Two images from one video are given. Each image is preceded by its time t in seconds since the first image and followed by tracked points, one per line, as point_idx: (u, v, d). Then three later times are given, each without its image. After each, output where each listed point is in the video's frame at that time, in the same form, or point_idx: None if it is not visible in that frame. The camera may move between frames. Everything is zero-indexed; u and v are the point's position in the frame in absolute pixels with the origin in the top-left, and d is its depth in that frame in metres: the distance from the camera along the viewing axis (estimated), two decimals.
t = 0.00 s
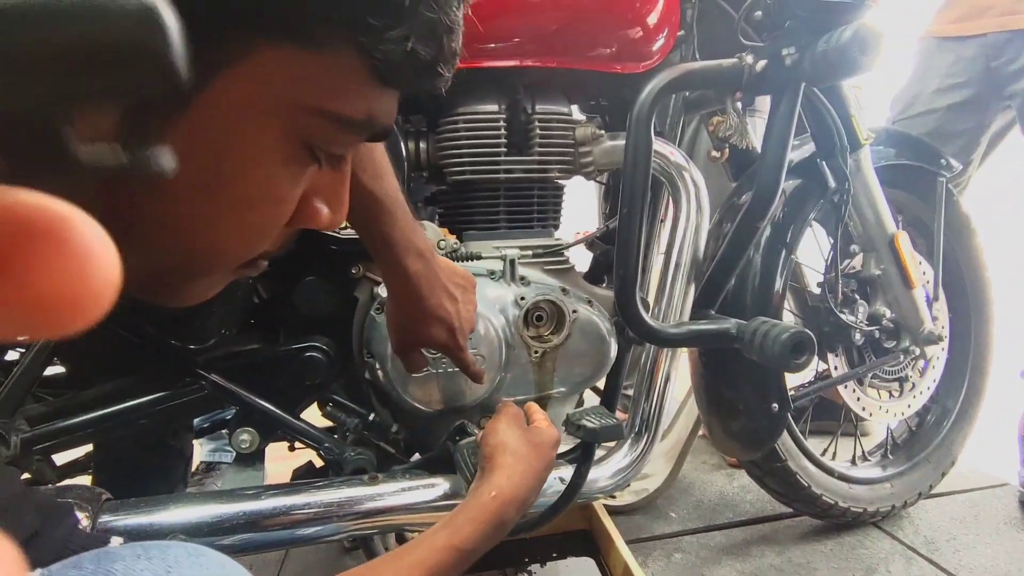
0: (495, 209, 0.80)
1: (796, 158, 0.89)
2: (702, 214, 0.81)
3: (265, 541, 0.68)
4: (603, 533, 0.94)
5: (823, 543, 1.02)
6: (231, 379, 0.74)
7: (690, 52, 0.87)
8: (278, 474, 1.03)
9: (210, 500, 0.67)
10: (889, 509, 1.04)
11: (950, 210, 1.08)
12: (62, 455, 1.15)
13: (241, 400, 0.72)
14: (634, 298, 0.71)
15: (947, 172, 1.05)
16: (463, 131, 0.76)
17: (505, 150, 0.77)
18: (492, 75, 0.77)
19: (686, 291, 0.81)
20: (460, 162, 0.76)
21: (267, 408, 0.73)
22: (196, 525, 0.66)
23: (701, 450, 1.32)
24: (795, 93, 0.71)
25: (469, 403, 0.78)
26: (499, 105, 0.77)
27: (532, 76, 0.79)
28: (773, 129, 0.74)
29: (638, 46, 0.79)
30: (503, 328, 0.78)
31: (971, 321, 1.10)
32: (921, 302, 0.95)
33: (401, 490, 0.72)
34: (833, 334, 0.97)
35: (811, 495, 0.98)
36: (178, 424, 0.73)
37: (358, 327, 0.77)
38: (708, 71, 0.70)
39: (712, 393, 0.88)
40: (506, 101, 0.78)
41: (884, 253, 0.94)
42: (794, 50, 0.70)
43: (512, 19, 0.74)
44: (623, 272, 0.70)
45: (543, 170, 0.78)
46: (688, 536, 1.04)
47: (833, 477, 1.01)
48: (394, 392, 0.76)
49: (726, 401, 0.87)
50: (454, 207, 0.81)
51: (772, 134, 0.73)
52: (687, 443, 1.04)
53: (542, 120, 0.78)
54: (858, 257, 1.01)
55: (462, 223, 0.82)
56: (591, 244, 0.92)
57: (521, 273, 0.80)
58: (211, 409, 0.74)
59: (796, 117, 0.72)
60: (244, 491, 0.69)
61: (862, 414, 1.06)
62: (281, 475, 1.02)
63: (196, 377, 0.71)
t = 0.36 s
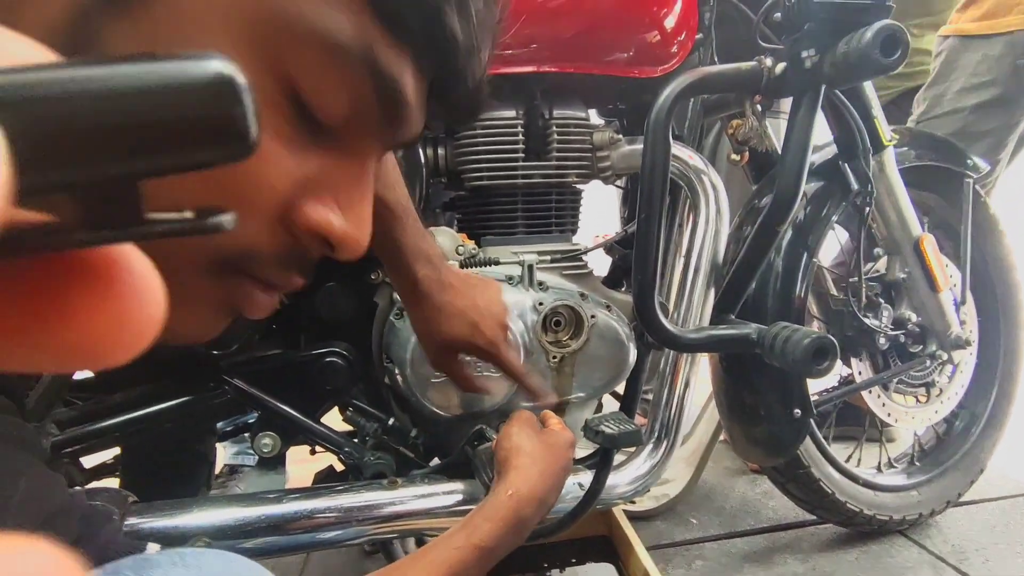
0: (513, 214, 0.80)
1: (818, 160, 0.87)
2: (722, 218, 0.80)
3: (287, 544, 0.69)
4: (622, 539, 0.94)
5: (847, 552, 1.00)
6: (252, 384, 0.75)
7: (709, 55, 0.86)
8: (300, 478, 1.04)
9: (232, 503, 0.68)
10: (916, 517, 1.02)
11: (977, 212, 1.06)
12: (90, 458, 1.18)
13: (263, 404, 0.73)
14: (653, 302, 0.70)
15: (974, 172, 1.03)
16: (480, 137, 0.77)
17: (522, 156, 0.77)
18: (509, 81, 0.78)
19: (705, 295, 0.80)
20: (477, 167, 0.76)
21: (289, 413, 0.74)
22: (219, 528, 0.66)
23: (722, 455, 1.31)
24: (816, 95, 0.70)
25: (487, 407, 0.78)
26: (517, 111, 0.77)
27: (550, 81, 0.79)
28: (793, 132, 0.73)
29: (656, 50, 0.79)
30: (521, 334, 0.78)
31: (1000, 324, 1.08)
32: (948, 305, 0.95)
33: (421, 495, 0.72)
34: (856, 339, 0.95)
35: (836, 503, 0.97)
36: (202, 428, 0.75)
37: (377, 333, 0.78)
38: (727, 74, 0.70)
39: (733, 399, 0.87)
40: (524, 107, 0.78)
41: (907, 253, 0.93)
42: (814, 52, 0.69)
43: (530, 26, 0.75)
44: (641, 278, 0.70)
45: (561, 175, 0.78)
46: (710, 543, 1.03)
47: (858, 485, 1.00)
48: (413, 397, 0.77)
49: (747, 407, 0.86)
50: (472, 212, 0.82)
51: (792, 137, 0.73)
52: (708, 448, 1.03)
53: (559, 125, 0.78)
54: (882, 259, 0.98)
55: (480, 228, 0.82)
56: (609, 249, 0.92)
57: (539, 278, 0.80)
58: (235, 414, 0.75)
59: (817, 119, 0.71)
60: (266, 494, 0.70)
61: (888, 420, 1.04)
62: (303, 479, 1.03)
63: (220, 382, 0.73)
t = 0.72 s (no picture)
0: (544, 222, 0.82)
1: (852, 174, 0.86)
2: (752, 232, 0.81)
3: (317, 537, 0.72)
4: (642, 545, 0.95)
5: (871, 569, 1.00)
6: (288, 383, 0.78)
7: (744, 68, 0.86)
8: (329, 472, 1.07)
9: (269, 495, 0.71)
10: (944, 537, 1.01)
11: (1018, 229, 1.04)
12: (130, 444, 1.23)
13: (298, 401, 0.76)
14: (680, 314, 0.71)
15: (1015, 189, 1.00)
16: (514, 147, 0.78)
17: (555, 167, 0.79)
18: (544, 92, 0.79)
19: (733, 307, 0.81)
20: (511, 176, 0.78)
21: (322, 410, 0.76)
22: (256, 518, 0.70)
23: (747, 465, 1.31)
24: (852, 112, 0.71)
25: (513, 412, 0.80)
26: (551, 122, 0.79)
27: (584, 93, 0.80)
28: (828, 149, 0.73)
29: (691, 63, 0.79)
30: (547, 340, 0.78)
31: None
32: (984, 324, 0.93)
33: (447, 495, 0.74)
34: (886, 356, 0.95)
35: (861, 519, 0.96)
36: (239, 422, 0.78)
37: (409, 335, 0.80)
38: (759, 91, 0.70)
39: (758, 412, 0.88)
40: (558, 118, 0.80)
41: (944, 272, 0.92)
42: (851, 70, 0.69)
43: (567, 40, 0.75)
44: (669, 290, 0.70)
45: (593, 186, 0.80)
46: (730, 554, 1.04)
47: (884, 502, 0.99)
48: (441, 399, 0.78)
49: (772, 420, 0.87)
50: (504, 219, 0.83)
51: (826, 153, 0.73)
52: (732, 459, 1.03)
53: (592, 137, 0.80)
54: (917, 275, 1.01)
55: (511, 235, 0.84)
56: (638, 258, 0.93)
57: (568, 286, 0.82)
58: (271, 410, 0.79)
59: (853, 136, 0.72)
60: (300, 487, 0.72)
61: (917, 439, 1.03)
62: (332, 473, 1.06)
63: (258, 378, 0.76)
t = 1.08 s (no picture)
0: (548, 230, 0.84)
1: (857, 191, 0.85)
2: (753, 248, 0.82)
3: (319, 539, 0.73)
4: (640, 556, 0.96)
5: None
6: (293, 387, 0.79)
7: (750, 85, 0.87)
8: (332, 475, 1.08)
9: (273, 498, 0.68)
10: (944, 556, 1.01)
11: None
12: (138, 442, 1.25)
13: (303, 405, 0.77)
14: (680, 331, 0.72)
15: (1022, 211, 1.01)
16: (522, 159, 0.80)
17: (561, 179, 0.81)
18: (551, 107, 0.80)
19: (733, 322, 0.83)
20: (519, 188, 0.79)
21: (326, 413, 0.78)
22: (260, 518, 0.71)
23: (748, 477, 1.31)
24: (854, 132, 0.73)
25: (513, 421, 0.81)
26: (557, 134, 0.79)
27: (590, 107, 0.81)
28: (830, 168, 0.74)
29: (697, 80, 0.80)
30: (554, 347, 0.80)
31: None
32: (987, 344, 0.92)
33: (447, 502, 0.75)
34: (888, 374, 0.95)
35: (859, 536, 0.96)
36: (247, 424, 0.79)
37: (413, 343, 0.81)
38: (766, 109, 0.71)
39: (758, 427, 0.88)
40: (564, 131, 0.80)
41: (947, 292, 0.91)
42: (854, 92, 0.72)
43: (575, 56, 0.76)
44: (671, 301, 0.71)
45: (598, 200, 0.81)
46: (728, 566, 1.04)
47: (883, 519, 0.99)
48: (444, 407, 0.79)
49: (772, 434, 0.87)
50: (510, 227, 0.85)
51: (829, 172, 0.74)
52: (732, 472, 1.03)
53: (598, 151, 0.80)
54: (919, 294, 1.01)
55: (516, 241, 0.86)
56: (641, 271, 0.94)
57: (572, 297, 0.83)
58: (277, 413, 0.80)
59: (854, 154, 0.73)
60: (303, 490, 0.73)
61: (919, 457, 1.03)
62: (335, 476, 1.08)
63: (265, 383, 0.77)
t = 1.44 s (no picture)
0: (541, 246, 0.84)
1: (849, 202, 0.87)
2: (746, 259, 0.82)
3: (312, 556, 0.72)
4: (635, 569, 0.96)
5: None
6: (284, 401, 0.79)
7: (740, 99, 0.87)
8: (325, 489, 1.07)
9: None
10: (940, 567, 1.00)
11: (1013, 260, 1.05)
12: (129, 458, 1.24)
13: (294, 420, 0.77)
14: (672, 343, 0.71)
15: (1010, 220, 1.01)
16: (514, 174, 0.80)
17: (553, 193, 0.81)
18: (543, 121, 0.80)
19: (727, 335, 0.82)
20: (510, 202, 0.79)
21: (314, 426, 0.78)
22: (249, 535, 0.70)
23: (743, 489, 1.31)
24: (842, 147, 0.73)
25: (506, 435, 0.81)
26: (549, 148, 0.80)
27: (581, 120, 0.81)
28: (820, 181, 0.75)
29: (687, 94, 0.81)
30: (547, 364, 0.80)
31: None
32: (978, 354, 0.93)
33: (439, 517, 0.74)
34: (881, 385, 0.95)
35: (855, 548, 0.96)
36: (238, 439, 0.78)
37: (406, 358, 0.81)
38: (756, 123, 0.72)
39: (752, 439, 0.88)
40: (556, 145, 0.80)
41: (938, 300, 0.91)
42: (842, 106, 0.72)
43: (565, 70, 0.77)
44: (663, 316, 0.71)
45: (590, 212, 0.81)
46: None
47: (879, 531, 0.99)
48: (436, 421, 0.79)
49: (766, 446, 0.87)
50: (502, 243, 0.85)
51: (819, 185, 0.75)
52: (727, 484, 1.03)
53: (590, 164, 0.80)
54: (910, 304, 1.02)
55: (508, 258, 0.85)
56: (634, 283, 0.94)
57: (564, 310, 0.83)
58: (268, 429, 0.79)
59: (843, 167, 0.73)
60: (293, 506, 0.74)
61: (913, 467, 1.04)
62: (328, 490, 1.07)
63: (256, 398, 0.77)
